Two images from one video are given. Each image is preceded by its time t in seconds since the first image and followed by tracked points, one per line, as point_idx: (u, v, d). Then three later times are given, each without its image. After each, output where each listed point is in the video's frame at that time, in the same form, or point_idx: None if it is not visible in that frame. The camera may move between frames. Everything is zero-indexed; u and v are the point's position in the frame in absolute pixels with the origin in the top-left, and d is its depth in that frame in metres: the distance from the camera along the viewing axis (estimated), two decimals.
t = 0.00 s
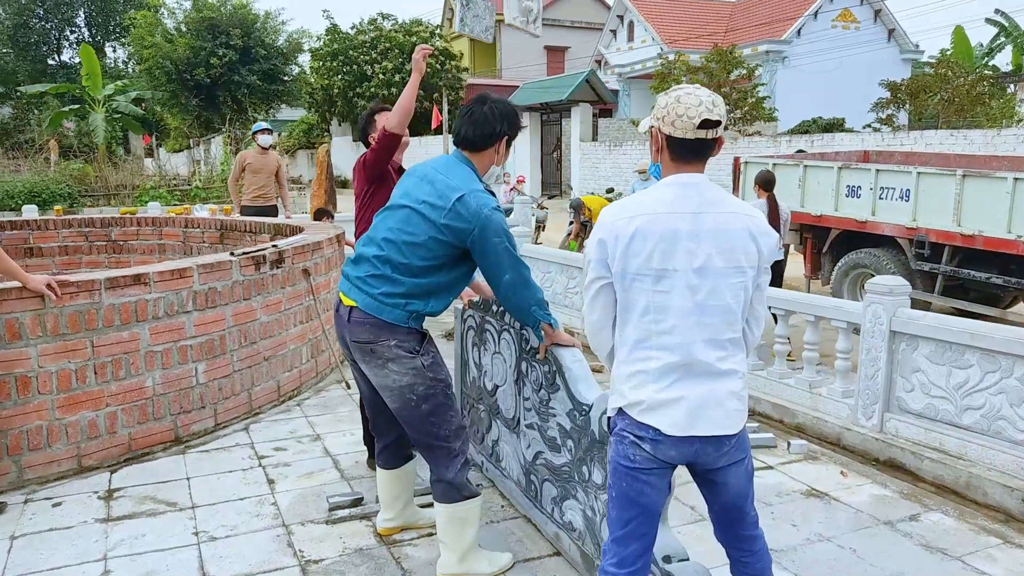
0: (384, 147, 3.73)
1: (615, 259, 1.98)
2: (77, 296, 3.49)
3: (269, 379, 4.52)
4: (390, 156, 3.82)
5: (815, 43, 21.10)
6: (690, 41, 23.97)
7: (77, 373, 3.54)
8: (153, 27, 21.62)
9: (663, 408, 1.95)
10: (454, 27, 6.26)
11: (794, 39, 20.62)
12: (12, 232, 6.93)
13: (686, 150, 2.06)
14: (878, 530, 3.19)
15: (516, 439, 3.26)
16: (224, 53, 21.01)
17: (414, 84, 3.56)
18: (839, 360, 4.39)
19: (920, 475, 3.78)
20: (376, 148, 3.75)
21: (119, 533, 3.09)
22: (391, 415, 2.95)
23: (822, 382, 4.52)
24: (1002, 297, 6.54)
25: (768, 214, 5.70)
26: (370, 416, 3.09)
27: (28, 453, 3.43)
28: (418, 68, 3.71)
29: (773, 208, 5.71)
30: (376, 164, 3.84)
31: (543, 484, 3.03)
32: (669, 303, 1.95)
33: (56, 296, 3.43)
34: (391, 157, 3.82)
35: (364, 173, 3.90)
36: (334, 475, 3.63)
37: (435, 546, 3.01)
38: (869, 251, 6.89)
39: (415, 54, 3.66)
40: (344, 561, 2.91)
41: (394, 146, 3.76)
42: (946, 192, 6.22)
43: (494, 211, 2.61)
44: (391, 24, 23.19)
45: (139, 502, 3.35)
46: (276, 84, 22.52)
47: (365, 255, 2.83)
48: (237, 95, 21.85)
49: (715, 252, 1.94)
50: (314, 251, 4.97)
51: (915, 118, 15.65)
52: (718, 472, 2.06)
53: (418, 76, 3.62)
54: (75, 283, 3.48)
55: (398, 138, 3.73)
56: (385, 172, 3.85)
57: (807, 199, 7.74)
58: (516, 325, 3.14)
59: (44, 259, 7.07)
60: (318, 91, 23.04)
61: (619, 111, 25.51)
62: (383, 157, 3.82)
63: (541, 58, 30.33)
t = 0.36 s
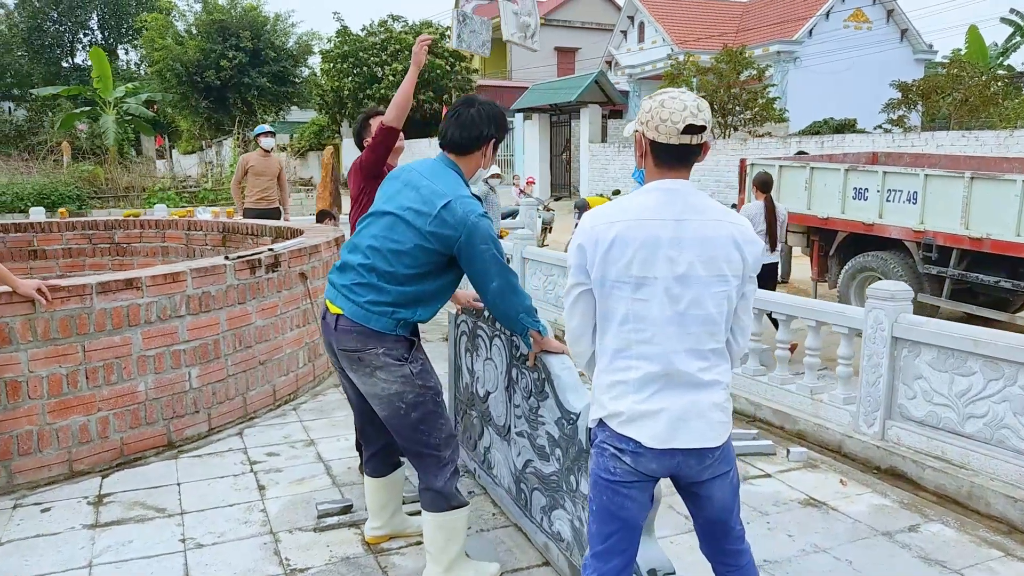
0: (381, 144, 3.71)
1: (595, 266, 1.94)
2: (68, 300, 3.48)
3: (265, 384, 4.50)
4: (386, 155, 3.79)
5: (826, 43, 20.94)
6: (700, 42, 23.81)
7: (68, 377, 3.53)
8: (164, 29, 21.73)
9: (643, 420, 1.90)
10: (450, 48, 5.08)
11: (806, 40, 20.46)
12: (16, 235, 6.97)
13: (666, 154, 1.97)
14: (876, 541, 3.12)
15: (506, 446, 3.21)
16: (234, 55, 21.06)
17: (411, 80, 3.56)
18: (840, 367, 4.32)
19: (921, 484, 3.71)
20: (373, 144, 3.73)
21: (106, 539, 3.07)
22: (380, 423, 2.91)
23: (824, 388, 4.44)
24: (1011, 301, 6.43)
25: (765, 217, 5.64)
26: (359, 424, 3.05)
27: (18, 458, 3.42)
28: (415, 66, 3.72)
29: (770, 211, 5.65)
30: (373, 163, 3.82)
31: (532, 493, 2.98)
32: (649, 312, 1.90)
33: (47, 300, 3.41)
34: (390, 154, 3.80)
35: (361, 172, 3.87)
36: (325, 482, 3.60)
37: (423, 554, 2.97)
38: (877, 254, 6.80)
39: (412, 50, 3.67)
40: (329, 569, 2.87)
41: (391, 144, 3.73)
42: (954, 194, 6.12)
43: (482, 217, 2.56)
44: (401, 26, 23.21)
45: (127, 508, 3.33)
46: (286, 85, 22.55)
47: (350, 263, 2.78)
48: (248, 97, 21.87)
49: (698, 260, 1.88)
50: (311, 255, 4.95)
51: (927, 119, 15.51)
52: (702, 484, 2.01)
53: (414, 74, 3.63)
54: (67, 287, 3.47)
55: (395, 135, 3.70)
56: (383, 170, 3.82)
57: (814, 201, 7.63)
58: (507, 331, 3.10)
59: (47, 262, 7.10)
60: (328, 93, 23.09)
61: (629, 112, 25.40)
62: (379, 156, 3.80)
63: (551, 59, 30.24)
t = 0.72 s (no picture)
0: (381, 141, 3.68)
1: (573, 270, 1.89)
2: (59, 301, 3.47)
3: (260, 385, 4.48)
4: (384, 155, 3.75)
5: (839, 42, 20.77)
6: (711, 41, 23.67)
7: (60, 379, 3.51)
8: (175, 30, 21.86)
9: (621, 428, 1.86)
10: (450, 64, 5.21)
11: (818, 38, 20.30)
12: (21, 234, 7.02)
13: (647, 156, 1.91)
14: (872, 550, 3.06)
15: (497, 451, 3.17)
16: (244, 56, 21.11)
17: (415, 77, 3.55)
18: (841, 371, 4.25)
19: (921, 491, 3.65)
20: (373, 142, 3.69)
21: (93, 542, 3.06)
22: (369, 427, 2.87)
23: (824, 392, 4.38)
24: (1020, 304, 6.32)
25: (763, 215, 5.58)
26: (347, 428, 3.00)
27: (9, 459, 3.42)
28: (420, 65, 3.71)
29: (768, 209, 5.59)
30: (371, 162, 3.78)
31: (521, 498, 2.94)
32: (627, 317, 1.85)
33: (37, 301, 3.40)
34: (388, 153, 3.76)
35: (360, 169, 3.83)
36: (315, 485, 3.57)
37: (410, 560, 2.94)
38: (884, 256, 6.71)
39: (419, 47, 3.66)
40: (315, 574, 2.84)
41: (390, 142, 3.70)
42: (961, 195, 6.02)
43: (468, 221, 2.50)
44: (412, 26, 23.22)
45: (117, 510, 3.32)
46: (296, 86, 22.54)
47: (335, 268, 2.71)
48: (258, 97, 21.87)
49: (677, 265, 1.83)
50: (309, 256, 4.93)
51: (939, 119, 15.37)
52: (682, 494, 1.96)
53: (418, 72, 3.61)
54: (58, 288, 3.46)
55: (395, 133, 3.67)
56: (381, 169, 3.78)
57: (820, 201, 7.53)
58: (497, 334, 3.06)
59: (52, 261, 7.13)
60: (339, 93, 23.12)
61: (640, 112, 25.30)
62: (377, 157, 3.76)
63: (561, 58, 30.17)
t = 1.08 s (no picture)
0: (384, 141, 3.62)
1: (557, 271, 1.85)
2: (53, 302, 3.45)
3: (257, 386, 4.47)
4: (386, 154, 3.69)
5: (848, 41, 20.66)
6: (720, 40, 23.54)
7: (54, 379, 3.50)
8: (183, 30, 21.96)
9: (605, 432, 1.82)
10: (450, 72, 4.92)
11: (828, 38, 20.20)
12: (25, 234, 7.05)
13: (635, 155, 1.85)
14: (870, 555, 3.01)
15: (490, 453, 3.14)
16: (251, 56, 21.15)
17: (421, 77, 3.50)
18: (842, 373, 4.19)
19: (923, 495, 3.59)
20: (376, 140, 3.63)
21: (83, 543, 3.05)
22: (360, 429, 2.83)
23: (825, 395, 4.33)
24: None
25: (763, 215, 5.51)
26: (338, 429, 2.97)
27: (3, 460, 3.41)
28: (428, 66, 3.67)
29: (769, 208, 5.51)
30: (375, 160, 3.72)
31: (514, 502, 2.91)
32: (613, 320, 1.81)
33: (31, 301, 3.39)
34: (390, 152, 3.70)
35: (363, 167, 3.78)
36: (309, 487, 3.55)
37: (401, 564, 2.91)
38: (890, 257, 6.64)
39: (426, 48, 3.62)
40: None
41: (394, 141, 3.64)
42: (968, 195, 5.94)
43: (459, 221, 2.44)
44: (419, 26, 23.23)
45: (110, 511, 3.30)
46: (305, 86, 22.58)
47: (324, 270, 2.66)
48: (265, 97, 21.90)
49: (663, 266, 1.79)
50: (307, 256, 4.91)
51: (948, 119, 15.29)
52: (670, 499, 1.91)
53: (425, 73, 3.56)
54: (52, 288, 3.45)
55: (399, 133, 3.63)
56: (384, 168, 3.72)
57: (825, 202, 7.45)
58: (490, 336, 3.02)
59: (55, 261, 7.14)
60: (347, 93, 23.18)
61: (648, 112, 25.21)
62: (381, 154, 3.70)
63: (569, 57, 30.10)
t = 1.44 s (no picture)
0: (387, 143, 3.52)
1: (535, 271, 1.80)
2: (48, 301, 3.45)
3: (255, 385, 4.47)
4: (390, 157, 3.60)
5: (863, 40, 20.46)
6: (733, 39, 23.36)
7: (49, 378, 3.50)
8: (197, 30, 22.13)
9: (583, 435, 1.78)
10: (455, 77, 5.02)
11: (843, 37, 20.02)
12: (33, 232, 7.09)
13: (615, 153, 1.80)
14: (868, 562, 2.95)
15: (481, 455, 3.10)
16: (264, 56, 21.24)
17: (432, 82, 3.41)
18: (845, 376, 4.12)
19: (925, 501, 3.53)
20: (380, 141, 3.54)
21: (74, 542, 3.04)
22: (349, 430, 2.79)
23: (828, 398, 4.26)
24: None
25: (765, 213, 5.49)
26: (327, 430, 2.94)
27: None
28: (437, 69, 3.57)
29: (769, 208, 5.50)
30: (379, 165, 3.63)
31: (503, 505, 2.88)
32: (591, 321, 1.77)
33: (26, 300, 3.39)
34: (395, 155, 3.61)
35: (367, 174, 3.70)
36: (302, 487, 3.53)
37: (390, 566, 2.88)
38: (900, 258, 6.54)
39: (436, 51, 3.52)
40: None
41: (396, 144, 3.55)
42: (979, 196, 5.84)
43: (446, 221, 2.39)
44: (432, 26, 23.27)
45: (102, 510, 3.29)
46: (316, 86, 22.56)
47: (310, 271, 2.62)
48: (278, 98, 21.97)
49: (642, 267, 1.75)
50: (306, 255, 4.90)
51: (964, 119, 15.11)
52: (650, 504, 1.87)
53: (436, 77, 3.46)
54: (47, 287, 3.44)
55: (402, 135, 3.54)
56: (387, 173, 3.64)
57: (835, 202, 7.35)
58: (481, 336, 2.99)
59: (63, 260, 7.19)
60: (359, 93, 23.24)
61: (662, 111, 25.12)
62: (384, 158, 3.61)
63: (582, 57, 30.03)
